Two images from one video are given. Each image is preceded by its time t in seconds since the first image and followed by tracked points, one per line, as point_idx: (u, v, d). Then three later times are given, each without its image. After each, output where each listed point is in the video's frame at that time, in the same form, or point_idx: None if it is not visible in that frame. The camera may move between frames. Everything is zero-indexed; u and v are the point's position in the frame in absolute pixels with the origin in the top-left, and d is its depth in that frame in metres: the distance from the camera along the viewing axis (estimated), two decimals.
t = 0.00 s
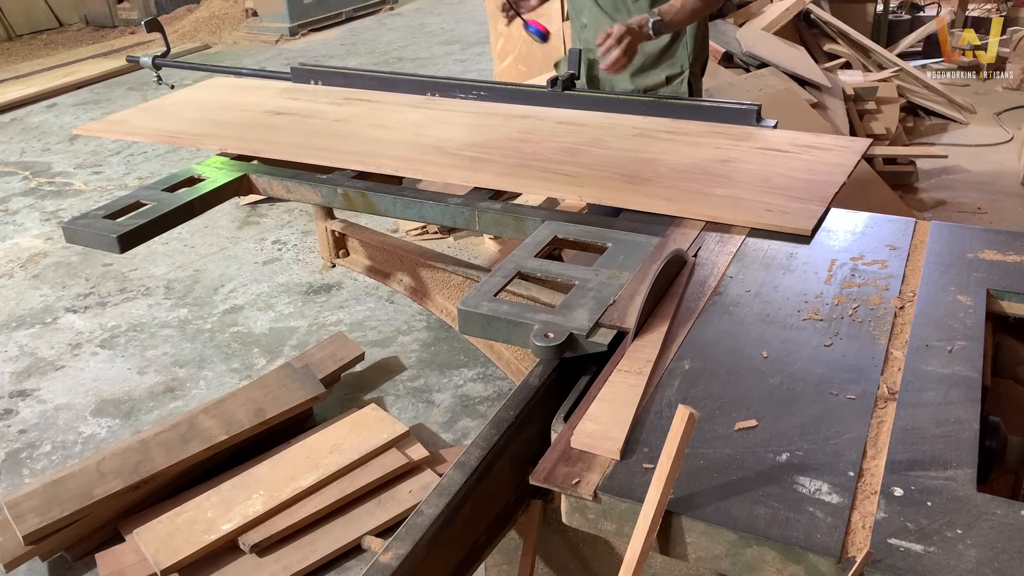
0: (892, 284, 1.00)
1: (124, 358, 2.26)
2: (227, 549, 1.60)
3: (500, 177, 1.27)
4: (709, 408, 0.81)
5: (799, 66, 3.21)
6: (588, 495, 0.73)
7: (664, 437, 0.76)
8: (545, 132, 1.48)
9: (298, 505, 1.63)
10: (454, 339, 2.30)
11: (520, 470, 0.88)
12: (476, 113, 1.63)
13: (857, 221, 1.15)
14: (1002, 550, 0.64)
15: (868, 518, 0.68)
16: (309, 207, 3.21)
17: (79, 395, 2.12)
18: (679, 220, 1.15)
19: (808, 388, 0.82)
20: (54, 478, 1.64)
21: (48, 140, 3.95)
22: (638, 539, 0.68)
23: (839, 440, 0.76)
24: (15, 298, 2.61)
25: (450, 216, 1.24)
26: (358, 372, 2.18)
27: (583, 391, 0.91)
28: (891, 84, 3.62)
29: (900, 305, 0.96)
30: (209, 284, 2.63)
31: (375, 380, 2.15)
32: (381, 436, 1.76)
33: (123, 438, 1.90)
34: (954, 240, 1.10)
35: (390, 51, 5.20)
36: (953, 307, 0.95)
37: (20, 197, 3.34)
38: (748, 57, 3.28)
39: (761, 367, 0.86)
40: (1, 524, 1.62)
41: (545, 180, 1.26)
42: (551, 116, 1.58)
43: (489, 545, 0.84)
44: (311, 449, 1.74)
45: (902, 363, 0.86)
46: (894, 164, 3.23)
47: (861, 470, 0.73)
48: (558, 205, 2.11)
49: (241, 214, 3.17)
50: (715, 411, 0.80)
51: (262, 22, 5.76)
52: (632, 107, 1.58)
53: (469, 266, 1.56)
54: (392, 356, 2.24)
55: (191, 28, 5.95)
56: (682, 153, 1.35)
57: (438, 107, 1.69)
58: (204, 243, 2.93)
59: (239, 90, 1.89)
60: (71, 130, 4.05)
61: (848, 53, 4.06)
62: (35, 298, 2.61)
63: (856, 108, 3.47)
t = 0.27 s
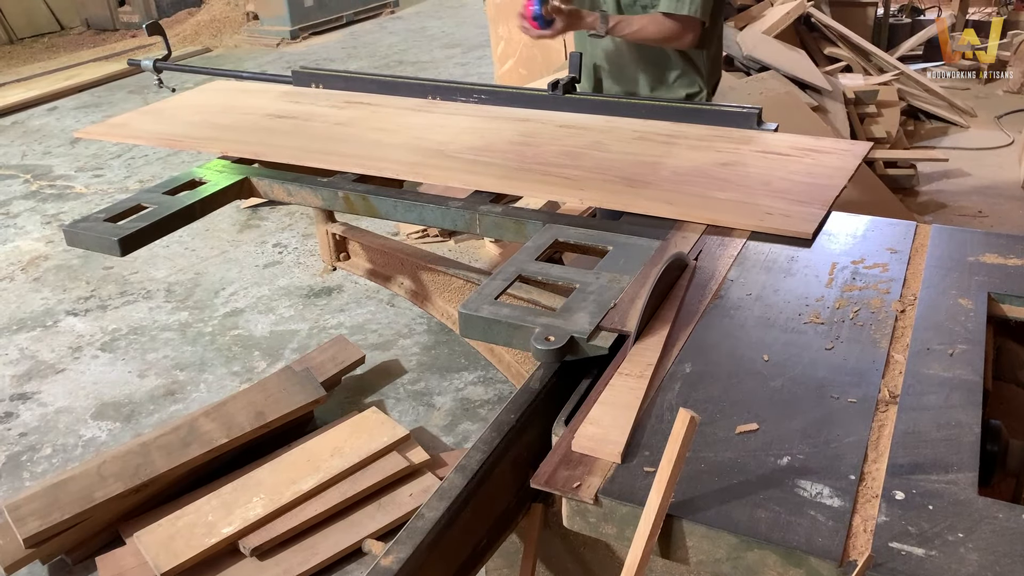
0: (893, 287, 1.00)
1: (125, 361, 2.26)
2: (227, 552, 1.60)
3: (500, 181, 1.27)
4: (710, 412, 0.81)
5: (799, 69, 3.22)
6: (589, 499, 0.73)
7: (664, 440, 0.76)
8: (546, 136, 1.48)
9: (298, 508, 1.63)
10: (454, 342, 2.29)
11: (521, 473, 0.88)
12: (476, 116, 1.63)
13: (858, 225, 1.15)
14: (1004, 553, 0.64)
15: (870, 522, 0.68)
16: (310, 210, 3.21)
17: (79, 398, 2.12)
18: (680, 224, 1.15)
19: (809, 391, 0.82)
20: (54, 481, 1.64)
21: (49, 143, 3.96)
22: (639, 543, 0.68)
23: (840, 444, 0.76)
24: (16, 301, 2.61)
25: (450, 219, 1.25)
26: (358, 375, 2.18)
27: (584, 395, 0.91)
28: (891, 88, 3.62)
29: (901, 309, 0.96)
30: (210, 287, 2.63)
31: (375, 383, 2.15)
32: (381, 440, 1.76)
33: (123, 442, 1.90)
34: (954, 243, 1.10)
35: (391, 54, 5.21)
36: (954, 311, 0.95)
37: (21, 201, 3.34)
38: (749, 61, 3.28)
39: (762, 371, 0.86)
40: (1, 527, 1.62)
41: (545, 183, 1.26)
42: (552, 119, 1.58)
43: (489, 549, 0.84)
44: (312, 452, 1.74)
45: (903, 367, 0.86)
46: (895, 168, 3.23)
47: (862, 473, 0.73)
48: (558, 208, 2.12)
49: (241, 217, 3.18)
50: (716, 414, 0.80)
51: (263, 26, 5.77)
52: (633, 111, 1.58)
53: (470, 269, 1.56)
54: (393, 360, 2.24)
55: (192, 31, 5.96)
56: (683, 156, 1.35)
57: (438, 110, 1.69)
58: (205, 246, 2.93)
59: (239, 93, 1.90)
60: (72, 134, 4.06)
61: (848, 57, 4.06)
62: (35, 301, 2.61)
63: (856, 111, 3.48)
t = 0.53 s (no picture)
0: (895, 288, 1.00)
1: (126, 361, 2.26)
2: (228, 552, 1.60)
3: (502, 181, 1.27)
4: (711, 412, 0.81)
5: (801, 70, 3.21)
6: (590, 499, 0.73)
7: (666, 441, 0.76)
8: (547, 136, 1.48)
9: (300, 508, 1.63)
10: (455, 342, 2.29)
11: (523, 474, 0.88)
12: (478, 116, 1.63)
13: (860, 225, 1.15)
14: (1006, 554, 0.64)
15: (872, 522, 0.68)
16: (311, 210, 3.21)
17: (80, 398, 2.12)
18: (682, 224, 1.15)
19: (811, 392, 0.82)
20: (55, 480, 1.64)
21: (50, 142, 3.96)
22: (640, 543, 0.68)
23: (842, 445, 0.75)
24: (17, 300, 2.61)
25: (452, 219, 1.25)
26: (359, 375, 2.18)
27: (586, 395, 0.91)
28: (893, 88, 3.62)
29: (903, 310, 0.95)
30: (211, 287, 2.63)
31: (377, 383, 2.15)
32: (382, 440, 1.76)
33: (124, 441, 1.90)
34: (957, 244, 1.10)
35: (392, 54, 5.21)
36: (956, 312, 0.95)
37: (23, 200, 3.34)
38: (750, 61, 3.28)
39: (764, 371, 0.86)
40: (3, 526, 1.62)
41: (547, 183, 1.26)
42: (554, 120, 1.58)
43: (490, 549, 0.84)
44: (313, 452, 1.74)
45: (905, 368, 0.86)
46: (896, 168, 3.23)
47: (864, 474, 0.73)
48: (559, 208, 2.13)
49: (243, 217, 3.18)
50: (718, 415, 0.80)
51: (265, 25, 5.77)
52: (635, 111, 1.58)
53: (471, 269, 1.56)
54: (394, 360, 2.24)
55: (194, 31, 5.97)
56: (684, 157, 1.35)
57: (440, 110, 1.69)
58: (206, 246, 2.93)
59: (241, 93, 1.90)
60: (73, 133, 4.06)
61: (849, 58, 4.05)
62: (37, 300, 2.61)
63: (858, 112, 3.48)
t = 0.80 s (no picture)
0: (897, 285, 1.00)
1: (127, 357, 2.26)
2: (229, 548, 1.60)
3: (504, 178, 1.27)
4: (713, 408, 0.81)
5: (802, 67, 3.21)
6: (592, 495, 0.73)
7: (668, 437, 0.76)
8: (549, 133, 1.48)
9: (301, 504, 1.63)
10: (456, 339, 2.30)
11: (524, 470, 0.88)
12: (480, 112, 1.63)
13: (862, 222, 1.15)
14: (1007, 551, 0.64)
15: (873, 518, 0.68)
16: (312, 206, 3.21)
17: (82, 394, 2.12)
18: (684, 221, 1.15)
19: (813, 389, 0.82)
20: (57, 476, 1.64)
21: (51, 139, 3.96)
22: (641, 539, 0.68)
23: (844, 441, 0.76)
24: (19, 296, 2.62)
25: (453, 216, 1.24)
26: (360, 372, 2.18)
27: (587, 391, 0.91)
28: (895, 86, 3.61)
29: (905, 307, 0.95)
30: (212, 283, 2.63)
31: (378, 380, 2.15)
32: (384, 436, 1.76)
33: (126, 437, 1.90)
34: (958, 241, 1.10)
35: (394, 51, 5.21)
36: (958, 308, 0.95)
37: (24, 196, 3.34)
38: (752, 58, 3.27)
39: (765, 368, 0.86)
40: (5, 522, 1.62)
41: (549, 180, 1.26)
42: (556, 117, 1.58)
43: (492, 545, 0.84)
44: (314, 448, 1.74)
45: (907, 365, 0.86)
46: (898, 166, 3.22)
47: (866, 470, 0.73)
48: (560, 206, 2.13)
49: (244, 213, 3.18)
50: (720, 411, 0.80)
51: (266, 22, 5.77)
52: (636, 108, 1.58)
53: (473, 266, 1.56)
54: (395, 356, 2.24)
55: (195, 27, 5.96)
56: (686, 154, 1.35)
57: (442, 107, 1.69)
58: (207, 242, 2.93)
59: (243, 89, 1.89)
60: (74, 129, 4.06)
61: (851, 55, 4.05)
62: (38, 296, 2.61)
63: (860, 109, 3.47)
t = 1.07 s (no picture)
0: (898, 284, 1.00)
1: (129, 356, 2.26)
2: (231, 547, 1.60)
3: (505, 177, 1.27)
4: (714, 408, 0.81)
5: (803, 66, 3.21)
6: (594, 494, 0.73)
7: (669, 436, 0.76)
8: (550, 132, 1.48)
9: (303, 503, 1.63)
10: (458, 338, 2.30)
11: (526, 469, 0.88)
12: (481, 112, 1.63)
13: (863, 222, 1.15)
14: (1008, 550, 0.64)
15: (874, 518, 0.69)
16: (314, 206, 3.22)
17: (84, 393, 2.13)
18: (685, 220, 1.15)
19: (813, 388, 0.82)
20: (59, 475, 1.64)
21: (53, 138, 3.96)
22: (643, 538, 0.68)
23: (845, 441, 0.76)
24: (21, 296, 2.62)
25: (455, 215, 1.25)
26: (362, 371, 2.18)
27: (589, 391, 0.91)
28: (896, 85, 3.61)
29: (906, 306, 0.96)
30: (214, 283, 2.63)
31: (379, 379, 2.15)
32: (385, 435, 1.76)
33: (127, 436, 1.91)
34: (959, 240, 1.10)
35: (395, 50, 5.21)
36: (959, 308, 0.95)
37: (26, 195, 3.35)
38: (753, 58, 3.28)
39: (766, 367, 0.86)
40: (7, 521, 1.62)
41: (550, 179, 1.26)
42: (557, 116, 1.58)
43: (493, 544, 0.84)
44: (316, 447, 1.74)
45: (908, 364, 0.86)
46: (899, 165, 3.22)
47: (867, 469, 0.73)
48: (561, 205, 2.13)
49: (245, 213, 3.18)
50: (721, 410, 0.80)
51: (267, 21, 5.77)
52: (637, 107, 1.58)
53: (474, 265, 1.56)
54: (396, 356, 2.24)
55: (196, 27, 5.97)
56: (687, 153, 1.35)
57: (443, 106, 1.69)
58: (209, 242, 2.94)
59: (244, 88, 1.90)
60: (76, 129, 4.06)
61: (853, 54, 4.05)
62: (40, 296, 2.62)
63: (861, 108, 3.47)
